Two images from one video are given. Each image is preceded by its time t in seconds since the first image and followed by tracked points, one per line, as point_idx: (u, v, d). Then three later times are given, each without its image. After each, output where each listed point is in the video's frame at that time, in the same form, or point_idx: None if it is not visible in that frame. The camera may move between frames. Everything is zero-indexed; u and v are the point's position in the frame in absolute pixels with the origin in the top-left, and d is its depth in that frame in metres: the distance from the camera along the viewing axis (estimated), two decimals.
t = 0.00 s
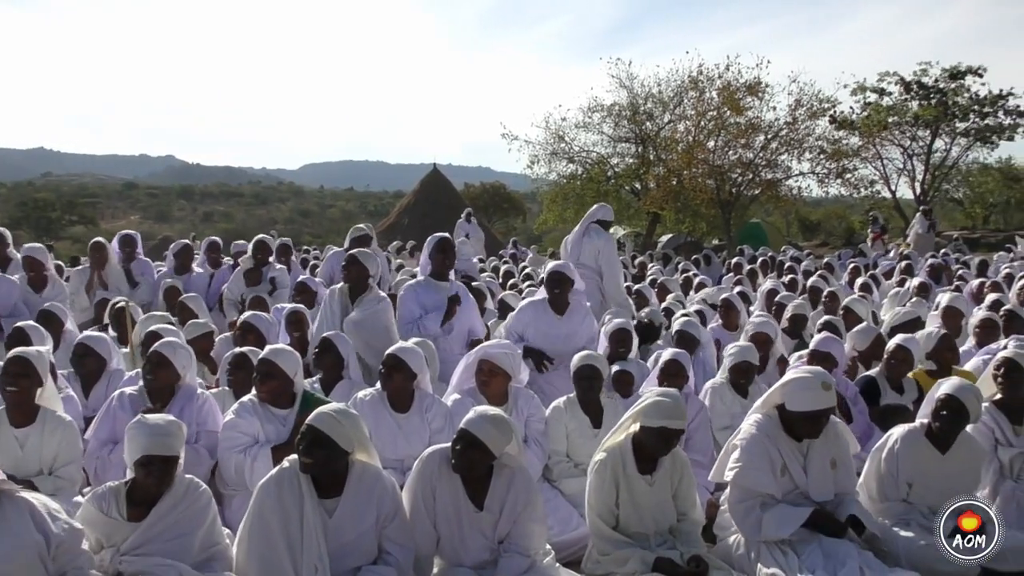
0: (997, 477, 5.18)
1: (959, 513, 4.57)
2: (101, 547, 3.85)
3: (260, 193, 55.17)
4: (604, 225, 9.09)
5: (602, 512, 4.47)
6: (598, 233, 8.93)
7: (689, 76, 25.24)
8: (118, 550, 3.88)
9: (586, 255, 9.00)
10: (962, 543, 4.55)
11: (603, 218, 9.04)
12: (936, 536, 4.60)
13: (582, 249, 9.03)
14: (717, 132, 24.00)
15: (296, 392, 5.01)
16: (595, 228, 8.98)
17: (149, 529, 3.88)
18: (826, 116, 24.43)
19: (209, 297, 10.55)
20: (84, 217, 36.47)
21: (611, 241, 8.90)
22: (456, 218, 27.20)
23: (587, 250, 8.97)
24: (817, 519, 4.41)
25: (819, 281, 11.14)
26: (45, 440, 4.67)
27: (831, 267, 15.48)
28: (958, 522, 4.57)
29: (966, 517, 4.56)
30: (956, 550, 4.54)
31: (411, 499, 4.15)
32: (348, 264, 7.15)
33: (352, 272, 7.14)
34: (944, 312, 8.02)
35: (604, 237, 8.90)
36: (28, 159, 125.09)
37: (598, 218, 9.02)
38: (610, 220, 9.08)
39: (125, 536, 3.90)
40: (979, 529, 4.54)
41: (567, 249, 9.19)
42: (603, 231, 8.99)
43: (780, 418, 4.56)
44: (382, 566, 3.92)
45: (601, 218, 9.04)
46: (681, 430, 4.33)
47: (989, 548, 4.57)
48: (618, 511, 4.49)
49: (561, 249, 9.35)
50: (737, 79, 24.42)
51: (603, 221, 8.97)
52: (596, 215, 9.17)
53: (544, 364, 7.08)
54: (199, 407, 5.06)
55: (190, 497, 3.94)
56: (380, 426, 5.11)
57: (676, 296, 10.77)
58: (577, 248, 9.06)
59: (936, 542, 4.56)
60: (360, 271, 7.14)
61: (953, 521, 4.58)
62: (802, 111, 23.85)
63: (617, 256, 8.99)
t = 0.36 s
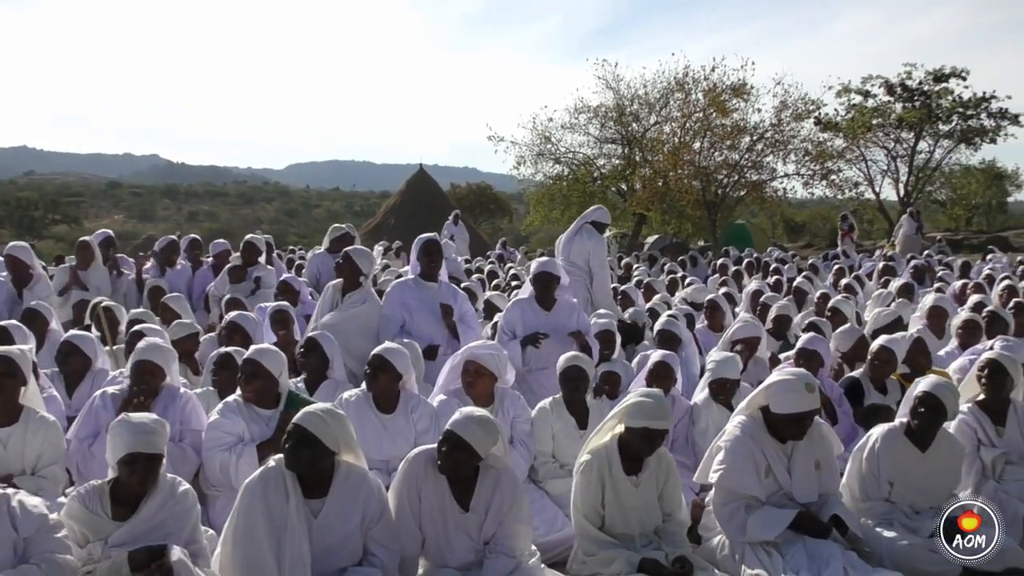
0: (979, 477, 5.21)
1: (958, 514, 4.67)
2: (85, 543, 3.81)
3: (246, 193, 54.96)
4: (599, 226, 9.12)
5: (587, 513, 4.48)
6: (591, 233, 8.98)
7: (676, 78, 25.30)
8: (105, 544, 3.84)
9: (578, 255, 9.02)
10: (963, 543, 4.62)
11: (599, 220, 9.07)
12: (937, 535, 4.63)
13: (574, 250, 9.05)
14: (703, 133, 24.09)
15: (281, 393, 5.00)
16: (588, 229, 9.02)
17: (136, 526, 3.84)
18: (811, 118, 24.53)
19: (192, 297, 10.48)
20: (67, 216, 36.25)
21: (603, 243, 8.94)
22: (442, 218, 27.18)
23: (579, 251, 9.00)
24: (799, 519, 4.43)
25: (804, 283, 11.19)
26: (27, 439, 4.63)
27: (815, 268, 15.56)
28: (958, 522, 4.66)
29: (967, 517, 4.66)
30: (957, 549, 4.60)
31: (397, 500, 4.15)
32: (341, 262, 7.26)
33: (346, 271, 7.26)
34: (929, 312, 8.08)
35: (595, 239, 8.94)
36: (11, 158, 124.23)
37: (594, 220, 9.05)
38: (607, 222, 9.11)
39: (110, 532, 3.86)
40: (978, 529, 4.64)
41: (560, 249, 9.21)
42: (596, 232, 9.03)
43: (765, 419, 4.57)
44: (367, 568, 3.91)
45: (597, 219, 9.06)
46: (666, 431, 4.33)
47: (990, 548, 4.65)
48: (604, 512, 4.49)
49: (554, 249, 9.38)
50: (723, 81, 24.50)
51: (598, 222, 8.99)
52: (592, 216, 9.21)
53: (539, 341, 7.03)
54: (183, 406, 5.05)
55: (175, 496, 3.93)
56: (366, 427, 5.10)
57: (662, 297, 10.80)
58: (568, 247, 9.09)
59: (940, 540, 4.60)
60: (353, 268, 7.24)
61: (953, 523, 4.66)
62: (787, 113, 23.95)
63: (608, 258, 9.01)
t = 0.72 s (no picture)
0: (963, 487, 5.23)
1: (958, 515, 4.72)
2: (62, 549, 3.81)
3: (235, 193, 54.83)
4: (590, 232, 9.13)
5: (574, 517, 4.48)
6: (579, 237, 9.02)
7: (667, 85, 25.38)
8: (80, 551, 3.85)
9: (567, 260, 9.07)
10: (961, 543, 4.63)
11: (590, 225, 9.07)
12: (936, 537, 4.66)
13: (563, 254, 9.10)
14: (694, 140, 24.19)
15: (268, 394, 4.99)
16: (579, 234, 9.06)
17: (112, 530, 3.86)
18: (800, 127, 24.64)
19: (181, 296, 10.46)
20: (55, 214, 36.10)
21: (588, 247, 8.96)
22: (432, 221, 27.18)
23: (568, 255, 9.05)
24: (780, 526, 4.46)
25: (792, 291, 11.24)
26: (11, 438, 4.61)
27: (803, 276, 15.62)
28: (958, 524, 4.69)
29: (966, 517, 4.69)
30: (955, 550, 4.62)
31: (384, 503, 4.14)
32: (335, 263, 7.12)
33: (338, 270, 7.12)
34: (915, 321, 8.14)
35: (582, 243, 8.98)
36: None
37: (584, 225, 9.06)
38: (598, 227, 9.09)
39: (85, 538, 3.86)
40: (978, 529, 4.64)
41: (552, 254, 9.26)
42: (586, 237, 9.05)
43: (752, 427, 4.59)
44: (352, 570, 3.90)
45: (588, 224, 9.08)
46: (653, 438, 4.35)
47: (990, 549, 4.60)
48: (590, 518, 4.50)
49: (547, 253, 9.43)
50: (713, 88, 24.58)
51: (587, 227, 9.00)
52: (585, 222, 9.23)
53: (521, 360, 7.08)
54: (167, 406, 5.05)
55: (152, 498, 3.93)
56: (353, 430, 5.10)
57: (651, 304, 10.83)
58: (558, 250, 9.17)
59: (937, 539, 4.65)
60: (346, 269, 7.13)
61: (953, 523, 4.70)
62: (777, 121, 24.05)
63: (594, 263, 9.00)
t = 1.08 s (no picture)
0: (954, 491, 5.24)
1: (958, 516, 4.71)
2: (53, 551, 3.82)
3: (227, 195, 54.75)
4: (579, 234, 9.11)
5: (565, 520, 4.48)
6: (569, 241, 9.01)
7: (659, 89, 25.44)
8: (70, 554, 3.85)
9: (557, 262, 9.08)
10: (962, 544, 4.66)
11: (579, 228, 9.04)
12: (936, 537, 4.69)
13: (553, 257, 9.11)
14: (686, 145, 24.23)
15: (261, 396, 4.99)
16: (569, 237, 9.05)
17: (101, 533, 3.86)
18: (792, 131, 24.71)
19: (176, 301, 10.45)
20: (47, 216, 36.00)
21: (578, 252, 8.97)
22: (424, 224, 27.19)
23: (558, 258, 9.06)
24: (771, 529, 4.46)
25: (783, 295, 11.27)
26: None
27: (794, 280, 15.66)
28: (959, 525, 4.70)
29: (966, 518, 4.69)
30: (957, 551, 4.65)
31: (375, 506, 4.14)
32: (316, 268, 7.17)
33: (320, 275, 7.17)
34: (906, 325, 8.16)
35: (572, 247, 8.97)
36: None
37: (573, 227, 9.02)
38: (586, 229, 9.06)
39: (75, 541, 3.87)
40: (979, 530, 4.65)
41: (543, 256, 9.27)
42: (576, 240, 9.04)
43: (743, 430, 4.61)
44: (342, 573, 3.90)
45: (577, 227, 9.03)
46: (644, 441, 4.34)
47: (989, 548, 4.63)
48: (581, 521, 4.51)
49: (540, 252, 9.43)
50: (706, 93, 24.65)
51: (577, 231, 8.98)
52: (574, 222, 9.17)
53: (523, 353, 7.09)
54: (157, 408, 5.04)
55: (144, 501, 3.92)
56: (345, 433, 5.10)
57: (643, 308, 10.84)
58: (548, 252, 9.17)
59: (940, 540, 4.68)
60: (329, 273, 7.17)
61: (954, 524, 4.71)
62: (769, 126, 24.12)
63: (585, 265, 9.01)
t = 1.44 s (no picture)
0: (947, 492, 5.26)
1: (960, 516, 4.84)
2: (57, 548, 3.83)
3: (221, 196, 54.63)
4: (579, 239, 9.15)
5: (560, 522, 4.49)
6: (566, 245, 9.03)
7: (654, 90, 25.46)
8: (68, 553, 3.86)
9: (550, 264, 9.09)
10: (963, 543, 4.79)
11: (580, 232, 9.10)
12: (936, 536, 4.79)
13: (547, 259, 9.13)
14: (680, 146, 24.24)
15: (256, 398, 4.98)
16: (568, 240, 9.09)
17: (104, 534, 3.87)
18: (786, 133, 24.75)
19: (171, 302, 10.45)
20: (40, 217, 35.86)
21: (571, 255, 8.96)
22: (418, 225, 27.15)
23: (551, 261, 9.08)
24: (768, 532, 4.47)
25: (777, 297, 11.29)
26: None
27: (788, 281, 15.69)
28: (960, 525, 4.83)
29: (968, 519, 4.84)
30: (958, 551, 4.75)
31: (371, 508, 4.14)
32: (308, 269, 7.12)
33: (313, 276, 7.10)
34: (900, 327, 8.19)
35: (568, 250, 8.98)
36: None
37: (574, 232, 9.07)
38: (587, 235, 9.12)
39: (75, 540, 3.87)
40: (980, 530, 4.82)
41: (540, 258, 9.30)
42: (574, 245, 9.06)
43: (740, 433, 4.61)
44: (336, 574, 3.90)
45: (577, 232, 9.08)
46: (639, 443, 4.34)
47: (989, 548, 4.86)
48: (575, 522, 4.51)
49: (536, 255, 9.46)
50: (700, 94, 24.67)
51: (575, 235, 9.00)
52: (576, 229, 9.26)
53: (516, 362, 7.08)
54: (150, 409, 5.04)
55: (148, 504, 3.93)
56: (339, 435, 5.10)
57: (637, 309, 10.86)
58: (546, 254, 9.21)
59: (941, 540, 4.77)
60: (321, 274, 7.13)
61: (955, 524, 4.83)
62: (763, 128, 24.16)
63: (578, 270, 9.01)
